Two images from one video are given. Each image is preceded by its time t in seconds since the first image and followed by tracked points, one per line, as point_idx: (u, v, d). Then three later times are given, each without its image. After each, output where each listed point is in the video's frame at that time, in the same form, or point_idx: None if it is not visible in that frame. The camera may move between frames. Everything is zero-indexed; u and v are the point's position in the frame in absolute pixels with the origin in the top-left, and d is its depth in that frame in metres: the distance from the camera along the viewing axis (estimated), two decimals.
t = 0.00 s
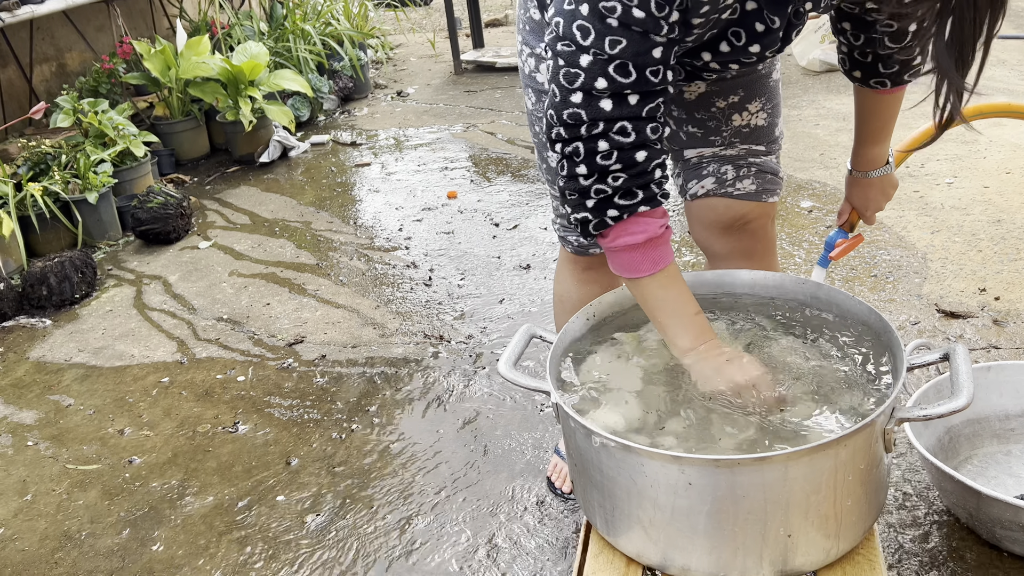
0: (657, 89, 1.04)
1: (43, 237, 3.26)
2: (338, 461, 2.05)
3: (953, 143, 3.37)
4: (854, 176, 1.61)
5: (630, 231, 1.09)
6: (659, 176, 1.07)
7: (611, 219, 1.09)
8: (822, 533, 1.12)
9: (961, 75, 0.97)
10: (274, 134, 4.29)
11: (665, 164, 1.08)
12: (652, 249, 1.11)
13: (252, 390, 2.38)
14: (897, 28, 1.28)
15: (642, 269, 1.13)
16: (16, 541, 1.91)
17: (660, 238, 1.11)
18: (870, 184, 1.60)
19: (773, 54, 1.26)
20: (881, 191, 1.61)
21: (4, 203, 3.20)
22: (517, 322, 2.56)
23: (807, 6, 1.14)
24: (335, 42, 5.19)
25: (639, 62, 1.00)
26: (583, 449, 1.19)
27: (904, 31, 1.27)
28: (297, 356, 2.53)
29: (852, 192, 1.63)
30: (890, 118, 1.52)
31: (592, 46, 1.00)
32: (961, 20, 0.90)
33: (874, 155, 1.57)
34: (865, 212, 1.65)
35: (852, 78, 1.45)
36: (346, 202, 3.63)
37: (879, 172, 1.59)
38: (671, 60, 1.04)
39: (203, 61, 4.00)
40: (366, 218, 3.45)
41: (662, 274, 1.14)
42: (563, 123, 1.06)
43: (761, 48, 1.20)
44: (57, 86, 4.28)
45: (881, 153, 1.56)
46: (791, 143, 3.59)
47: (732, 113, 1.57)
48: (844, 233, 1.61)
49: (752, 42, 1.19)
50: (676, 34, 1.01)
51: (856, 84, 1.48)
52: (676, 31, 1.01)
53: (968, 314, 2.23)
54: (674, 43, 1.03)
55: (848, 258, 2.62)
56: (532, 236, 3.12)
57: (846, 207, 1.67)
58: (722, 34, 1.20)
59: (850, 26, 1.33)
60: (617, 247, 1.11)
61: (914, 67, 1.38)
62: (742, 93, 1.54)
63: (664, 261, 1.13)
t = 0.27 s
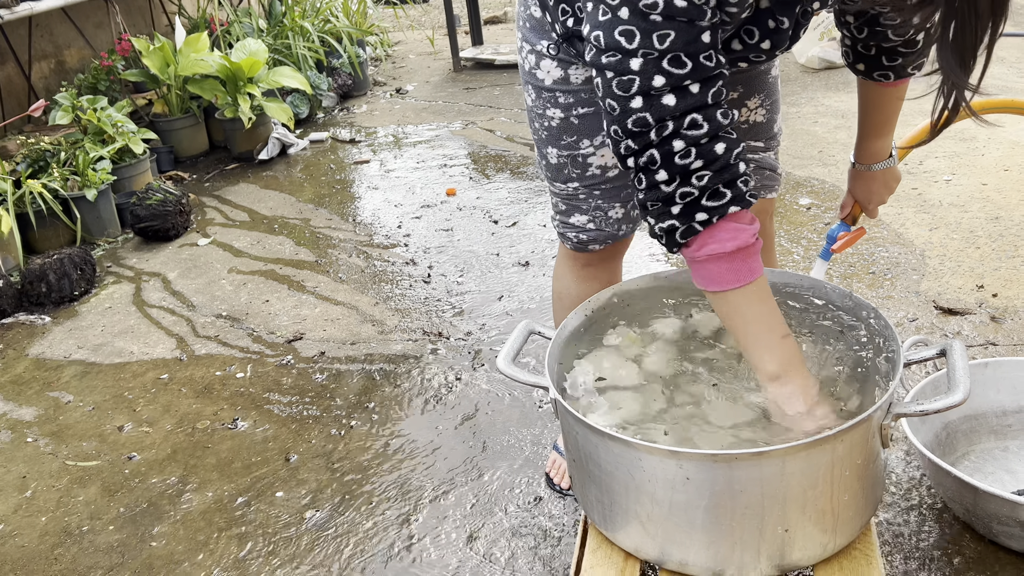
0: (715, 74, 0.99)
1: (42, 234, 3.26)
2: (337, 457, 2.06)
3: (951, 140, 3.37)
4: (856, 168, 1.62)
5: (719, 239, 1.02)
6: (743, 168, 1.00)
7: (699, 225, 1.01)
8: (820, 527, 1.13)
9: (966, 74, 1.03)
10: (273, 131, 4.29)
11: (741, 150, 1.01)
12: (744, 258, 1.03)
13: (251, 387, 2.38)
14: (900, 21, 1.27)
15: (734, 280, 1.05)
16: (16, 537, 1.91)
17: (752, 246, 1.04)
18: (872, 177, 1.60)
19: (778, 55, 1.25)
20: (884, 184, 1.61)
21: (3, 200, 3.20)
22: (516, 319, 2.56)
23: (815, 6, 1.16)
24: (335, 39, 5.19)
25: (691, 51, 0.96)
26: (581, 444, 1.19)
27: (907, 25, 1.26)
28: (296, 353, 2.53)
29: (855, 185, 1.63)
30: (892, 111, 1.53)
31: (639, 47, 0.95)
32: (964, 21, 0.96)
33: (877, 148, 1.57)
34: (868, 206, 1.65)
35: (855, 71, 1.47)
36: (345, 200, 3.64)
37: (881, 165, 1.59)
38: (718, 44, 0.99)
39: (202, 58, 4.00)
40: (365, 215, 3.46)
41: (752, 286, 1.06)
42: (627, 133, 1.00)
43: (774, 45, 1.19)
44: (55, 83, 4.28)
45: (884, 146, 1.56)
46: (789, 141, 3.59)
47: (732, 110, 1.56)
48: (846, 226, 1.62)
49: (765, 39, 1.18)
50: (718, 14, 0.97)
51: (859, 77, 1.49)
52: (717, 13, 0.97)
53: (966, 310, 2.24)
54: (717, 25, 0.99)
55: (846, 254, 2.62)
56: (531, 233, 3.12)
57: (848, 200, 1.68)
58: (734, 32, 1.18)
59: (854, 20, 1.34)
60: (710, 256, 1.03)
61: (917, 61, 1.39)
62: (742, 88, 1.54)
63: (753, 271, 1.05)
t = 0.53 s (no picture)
0: (688, 80, 1.00)
1: (42, 232, 3.28)
2: (336, 454, 2.06)
3: (950, 138, 3.37)
4: (855, 163, 1.63)
5: (670, 226, 1.03)
6: (692, 170, 1.02)
7: (645, 217, 1.02)
8: (817, 524, 1.13)
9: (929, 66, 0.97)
10: (272, 129, 4.29)
11: (697, 156, 1.03)
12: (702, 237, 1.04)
13: (250, 385, 2.38)
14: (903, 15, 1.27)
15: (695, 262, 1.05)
16: (15, 535, 1.91)
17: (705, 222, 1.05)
18: (870, 172, 1.61)
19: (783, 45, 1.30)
20: (882, 179, 1.62)
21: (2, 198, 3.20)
22: (515, 316, 2.56)
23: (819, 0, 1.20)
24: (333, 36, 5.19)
25: (669, 53, 0.96)
26: (579, 441, 1.20)
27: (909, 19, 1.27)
28: (295, 351, 2.53)
29: (852, 179, 1.64)
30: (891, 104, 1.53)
31: (620, 41, 0.96)
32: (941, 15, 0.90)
33: (875, 142, 1.58)
34: (865, 200, 1.66)
35: (854, 65, 1.46)
36: (344, 197, 3.64)
37: (880, 160, 1.60)
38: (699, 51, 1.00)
39: (201, 56, 4.01)
40: (364, 213, 3.46)
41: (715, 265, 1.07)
42: (592, 122, 1.01)
43: (774, 38, 1.24)
44: (54, 81, 4.27)
45: (883, 139, 1.57)
46: (788, 138, 3.60)
47: (733, 108, 1.57)
48: (843, 219, 1.62)
49: (766, 32, 1.22)
50: (701, 22, 0.98)
51: (859, 71, 1.49)
52: (701, 21, 0.98)
53: (964, 308, 2.24)
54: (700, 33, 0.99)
55: (845, 252, 2.62)
56: (530, 231, 3.12)
57: (846, 194, 1.68)
58: (735, 26, 1.22)
59: (854, 14, 1.32)
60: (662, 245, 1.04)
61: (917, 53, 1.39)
62: (743, 86, 1.55)
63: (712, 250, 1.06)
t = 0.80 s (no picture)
0: (647, 77, 1.08)
1: (41, 230, 3.27)
2: (337, 452, 2.06)
3: (949, 136, 3.38)
4: (852, 166, 1.63)
5: (611, 201, 1.12)
6: (637, 155, 1.10)
7: (590, 193, 1.13)
8: (819, 521, 1.14)
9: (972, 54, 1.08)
10: (271, 127, 4.29)
11: (647, 145, 1.11)
12: (643, 205, 1.11)
13: (251, 383, 2.38)
14: (898, 14, 1.29)
15: (643, 232, 1.12)
16: (16, 532, 1.92)
17: (647, 191, 1.11)
18: (868, 175, 1.61)
19: (774, 40, 1.34)
20: (879, 182, 1.62)
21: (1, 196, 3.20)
22: (516, 314, 2.56)
23: None
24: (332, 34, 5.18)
25: (629, 50, 1.05)
26: (581, 439, 1.20)
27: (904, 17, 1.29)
28: (296, 349, 2.53)
29: (851, 182, 1.64)
30: (888, 107, 1.53)
31: (584, 32, 1.05)
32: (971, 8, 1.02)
33: (872, 145, 1.57)
34: (864, 203, 1.66)
35: (850, 67, 1.48)
36: (344, 195, 3.63)
37: (877, 163, 1.59)
38: (665, 50, 1.08)
39: (200, 53, 3.99)
40: (364, 211, 3.45)
41: (666, 232, 1.12)
42: (552, 104, 1.12)
43: (762, 33, 1.28)
44: (53, 79, 4.26)
45: (880, 143, 1.56)
46: (788, 136, 3.60)
47: (731, 106, 1.58)
48: (842, 225, 1.61)
49: (752, 28, 1.27)
50: (669, 24, 1.05)
51: (855, 74, 1.50)
52: (670, 22, 1.04)
53: (964, 306, 2.25)
54: (669, 33, 1.07)
55: (845, 250, 2.63)
56: (530, 229, 3.12)
57: (845, 198, 1.67)
58: (723, 20, 1.27)
59: (850, 14, 1.35)
60: (610, 223, 1.13)
61: (913, 55, 1.39)
62: (741, 85, 1.55)
63: (660, 217, 1.12)
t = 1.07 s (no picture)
0: (636, 68, 1.11)
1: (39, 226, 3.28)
2: (336, 447, 2.06)
3: (949, 132, 3.37)
4: (850, 160, 1.63)
5: (603, 189, 1.14)
6: (626, 144, 1.12)
7: (582, 183, 1.16)
8: (820, 514, 1.13)
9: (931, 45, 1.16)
10: (270, 123, 4.28)
11: (638, 133, 1.13)
12: (632, 192, 1.13)
13: (250, 378, 2.38)
14: (891, 8, 1.27)
15: (632, 220, 1.14)
16: (15, 528, 1.91)
17: (638, 176, 1.13)
18: (866, 168, 1.61)
19: (764, 31, 1.34)
20: (877, 176, 1.62)
21: None
22: (514, 310, 2.56)
23: None
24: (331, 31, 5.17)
25: (615, 42, 1.07)
26: (582, 432, 1.19)
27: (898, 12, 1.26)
28: (295, 344, 2.53)
29: (848, 176, 1.64)
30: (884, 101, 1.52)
31: (571, 25, 1.09)
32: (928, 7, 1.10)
33: (869, 138, 1.57)
34: (861, 197, 1.65)
35: (846, 61, 1.48)
36: (343, 191, 3.63)
37: (875, 156, 1.59)
38: (653, 41, 1.10)
39: (197, 49, 3.96)
40: (362, 207, 3.45)
41: (657, 218, 1.14)
42: (545, 97, 1.16)
43: (751, 24, 1.28)
44: (50, 75, 4.26)
45: (877, 136, 1.56)
46: (787, 132, 3.59)
47: (728, 99, 1.58)
48: (839, 218, 1.62)
49: (741, 19, 1.27)
50: (655, 14, 1.07)
51: (851, 68, 1.50)
52: (655, 12, 1.07)
53: (964, 301, 2.24)
54: (656, 24, 1.09)
55: (844, 246, 2.62)
56: (529, 225, 3.11)
57: (842, 192, 1.68)
58: (712, 11, 1.27)
59: (843, 8, 1.33)
60: (602, 211, 1.16)
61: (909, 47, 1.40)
62: (738, 78, 1.55)
63: (651, 203, 1.13)
